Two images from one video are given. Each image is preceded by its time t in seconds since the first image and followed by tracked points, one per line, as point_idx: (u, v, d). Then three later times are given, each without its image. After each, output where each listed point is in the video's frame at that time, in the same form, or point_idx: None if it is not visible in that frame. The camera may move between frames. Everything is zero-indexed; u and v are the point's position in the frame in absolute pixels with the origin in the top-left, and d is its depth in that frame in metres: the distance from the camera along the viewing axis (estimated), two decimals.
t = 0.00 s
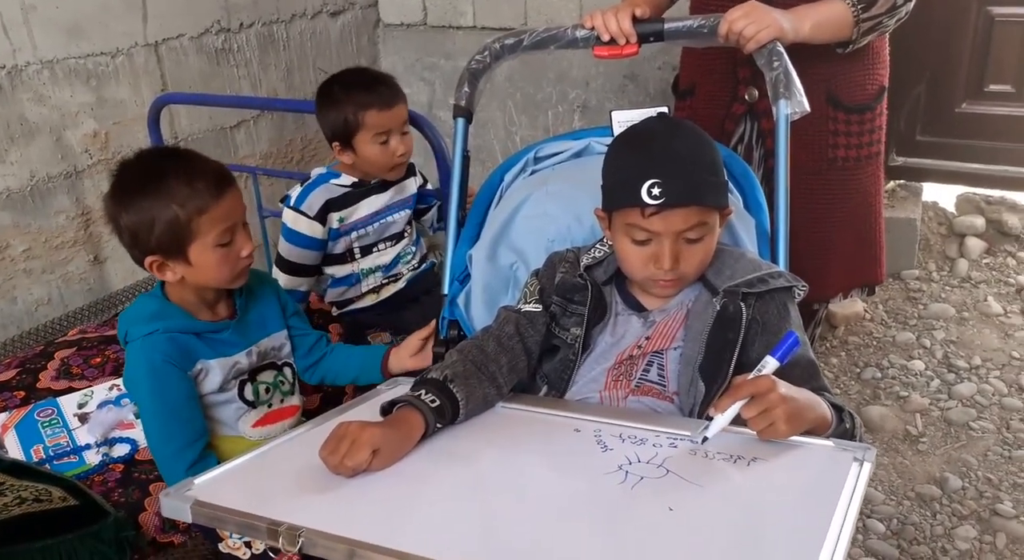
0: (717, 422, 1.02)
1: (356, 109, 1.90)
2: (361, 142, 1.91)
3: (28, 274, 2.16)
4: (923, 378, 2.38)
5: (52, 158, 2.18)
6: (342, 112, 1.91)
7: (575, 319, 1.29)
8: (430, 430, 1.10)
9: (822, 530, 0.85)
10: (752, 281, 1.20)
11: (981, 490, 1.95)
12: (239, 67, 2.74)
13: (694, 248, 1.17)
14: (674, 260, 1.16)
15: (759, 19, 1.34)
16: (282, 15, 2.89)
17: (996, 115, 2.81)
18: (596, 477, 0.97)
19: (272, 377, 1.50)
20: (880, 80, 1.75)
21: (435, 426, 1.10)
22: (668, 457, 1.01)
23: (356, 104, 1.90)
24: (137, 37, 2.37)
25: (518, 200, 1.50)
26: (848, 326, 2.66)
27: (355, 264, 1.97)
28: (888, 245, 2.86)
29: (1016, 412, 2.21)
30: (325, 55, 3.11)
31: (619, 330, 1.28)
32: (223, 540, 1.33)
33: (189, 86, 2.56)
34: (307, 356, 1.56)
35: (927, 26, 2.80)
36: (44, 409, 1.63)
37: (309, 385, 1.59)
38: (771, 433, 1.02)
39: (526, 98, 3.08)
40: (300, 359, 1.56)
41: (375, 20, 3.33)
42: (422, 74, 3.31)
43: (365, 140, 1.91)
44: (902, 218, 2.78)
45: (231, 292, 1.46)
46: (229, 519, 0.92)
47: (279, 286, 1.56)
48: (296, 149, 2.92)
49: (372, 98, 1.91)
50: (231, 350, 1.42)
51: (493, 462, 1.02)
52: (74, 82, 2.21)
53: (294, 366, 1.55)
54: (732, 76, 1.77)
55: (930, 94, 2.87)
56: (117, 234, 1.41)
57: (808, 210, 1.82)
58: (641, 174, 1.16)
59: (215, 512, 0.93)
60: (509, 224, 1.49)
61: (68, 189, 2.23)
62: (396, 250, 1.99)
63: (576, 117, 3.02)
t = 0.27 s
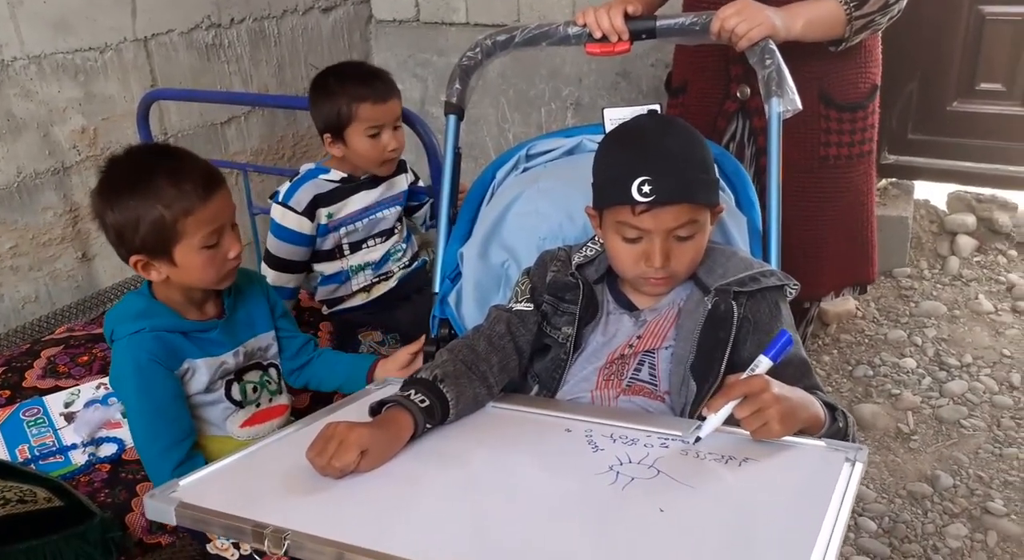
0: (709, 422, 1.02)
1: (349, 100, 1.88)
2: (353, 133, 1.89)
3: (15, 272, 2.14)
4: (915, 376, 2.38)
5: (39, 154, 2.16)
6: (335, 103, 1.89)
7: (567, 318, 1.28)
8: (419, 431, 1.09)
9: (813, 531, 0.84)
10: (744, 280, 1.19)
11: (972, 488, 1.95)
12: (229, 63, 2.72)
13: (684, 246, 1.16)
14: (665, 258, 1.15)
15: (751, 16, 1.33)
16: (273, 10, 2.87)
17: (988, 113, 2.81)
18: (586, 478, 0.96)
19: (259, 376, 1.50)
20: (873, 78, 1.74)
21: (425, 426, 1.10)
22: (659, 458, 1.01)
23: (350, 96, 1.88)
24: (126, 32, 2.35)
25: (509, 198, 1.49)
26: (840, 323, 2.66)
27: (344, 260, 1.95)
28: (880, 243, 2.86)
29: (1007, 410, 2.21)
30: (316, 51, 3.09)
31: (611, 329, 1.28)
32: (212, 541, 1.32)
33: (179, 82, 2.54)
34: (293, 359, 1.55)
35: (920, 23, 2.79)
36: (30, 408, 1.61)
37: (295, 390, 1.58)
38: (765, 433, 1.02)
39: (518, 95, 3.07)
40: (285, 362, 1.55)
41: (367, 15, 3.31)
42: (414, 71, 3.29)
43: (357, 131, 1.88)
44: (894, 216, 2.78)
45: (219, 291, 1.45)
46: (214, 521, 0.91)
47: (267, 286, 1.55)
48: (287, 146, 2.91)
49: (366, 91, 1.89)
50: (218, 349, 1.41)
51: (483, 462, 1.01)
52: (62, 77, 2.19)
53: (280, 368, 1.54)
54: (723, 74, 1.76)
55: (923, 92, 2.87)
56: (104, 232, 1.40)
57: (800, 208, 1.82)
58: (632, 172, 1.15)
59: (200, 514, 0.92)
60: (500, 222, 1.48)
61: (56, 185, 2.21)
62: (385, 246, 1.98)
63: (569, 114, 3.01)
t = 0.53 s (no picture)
0: (703, 421, 1.02)
1: (336, 92, 1.87)
2: (337, 126, 1.89)
3: (5, 269, 2.13)
4: (909, 373, 2.38)
5: (30, 151, 2.15)
6: (323, 94, 1.89)
7: (559, 316, 1.28)
8: (411, 429, 1.08)
9: (806, 529, 0.84)
10: (737, 278, 1.19)
11: (965, 486, 1.95)
12: (222, 59, 2.70)
13: (678, 244, 1.16)
14: (658, 256, 1.15)
15: (745, 13, 1.32)
16: (266, 6, 2.85)
17: (982, 111, 2.81)
18: (579, 476, 0.96)
19: (250, 374, 1.49)
20: (867, 75, 1.73)
21: (416, 425, 1.09)
22: (651, 456, 1.00)
23: (337, 88, 1.88)
24: (117, 28, 2.33)
25: (502, 195, 1.48)
26: (834, 321, 2.66)
27: (333, 257, 1.94)
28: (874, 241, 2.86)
29: (1000, 407, 2.21)
30: (309, 47, 3.07)
31: (604, 327, 1.27)
32: (202, 540, 1.31)
33: (171, 78, 2.52)
34: (285, 357, 1.55)
35: (914, 21, 2.79)
36: (20, 406, 1.59)
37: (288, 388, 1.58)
38: (758, 431, 1.01)
39: (512, 92, 3.06)
40: (278, 358, 1.55)
41: (360, 12, 3.30)
42: (408, 67, 3.28)
43: (341, 123, 1.88)
44: (888, 213, 2.78)
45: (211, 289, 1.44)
46: (204, 520, 0.90)
47: (260, 284, 1.54)
48: (280, 142, 2.89)
49: (356, 85, 1.88)
50: (209, 347, 1.40)
51: (476, 461, 1.01)
52: (53, 73, 2.18)
53: (272, 366, 1.54)
54: (717, 71, 1.76)
55: (917, 90, 2.87)
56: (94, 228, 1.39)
57: (793, 205, 1.82)
58: (625, 169, 1.15)
59: (190, 514, 0.91)
60: (493, 219, 1.47)
61: (47, 182, 2.20)
62: (375, 242, 1.97)
63: (563, 111, 3.00)
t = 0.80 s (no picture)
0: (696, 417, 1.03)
1: (330, 92, 1.88)
2: (330, 125, 1.90)
3: (4, 267, 2.14)
4: (902, 370, 2.40)
5: (29, 149, 2.15)
6: (318, 93, 1.89)
7: (554, 312, 1.29)
8: (407, 424, 1.09)
9: (797, 521, 0.85)
10: (729, 274, 1.20)
11: (957, 481, 1.97)
12: (219, 58, 2.71)
13: (671, 241, 1.17)
14: (652, 253, 1.16)
15: (739, 12, 1.34)
16: (263, 5, 2.86)
17: (976, 110, 2.83)
18: (573, 470, 0.97)
19: (248, 369, 1.50)
20: (860, 74, 1.74)
21: (413, 419, 1.10)
22: (644, 450, 1.02)
23: (332, 88, 1.88)
24: (115, 26, 2.34)
25: (498, 193, 1.49)
26: (828, 318, 2.68)
27: (328, 255, 1.96)
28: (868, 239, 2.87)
29: (992, 404, 2.23)
30: (306, 46, 3.08)
31: (598, 324, 1.28)
32: (201, 535, 1.32)
33: (168, 76, 2.53)
34: (281, 354, 1.57)
35: (908, 20, 2.81)
36: (20, 402, 1.60)
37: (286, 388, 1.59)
38: (750, 427, 1.03)
39: (509, 91, 3.08)
40: (274, 355, 1.56)
41: (357, 11, 3.31)
42: (405, 66, 3.29)
43: (333, 123, 1.89)
44: (882, 211, 2.80)
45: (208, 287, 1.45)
46: (203, 513, 0.92)
47: (256, 282, 1.56)
48: (277, 141, 2.91)
49: (352, 85, 1.89)
50: (207, 345, 1.42)
51: (471, 455, 1.02)
52: (51, 72, 2.18)
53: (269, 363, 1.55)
54: (712, 70, 1.77)
55: (911, 89, 2.89)
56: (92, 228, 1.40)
57: (786, 204, 1.84)
58: (620, 167, 1.16)
59: (190, 507, 0.92)
60: (488, 216, 1.49)
61: (45, 180, 2.21)
62: (371, 241, 1.98)
63: (559, 110, 3.02)
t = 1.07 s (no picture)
0: (692, 413, 1.02)
1: (335, 91, 1.87)
2: (330, 124, 1.89)
3: None
4: (901, 368, 2.39)
5: (24, 147, 2.15)
6: (317, 89, 1.88)
7: (552, 309, 1.28)
8: (403, 420, 1.09)
9: (794, 517, 0.85)
10: (726, 270, 1.19)
11: (956, 480, 1.96)
12: (216, 55, 2.70)
13: (670, 237, 1.16)
14: (650, 249, 1.15)
15: (737, 7, 1.32)
16: (260, 2, 2.85)
17: (975, 107, 2.82)
18: (570, 466, 0.97)
19: (242, 370, 1.49)
20: (859, 71, 1.73)
21: (408, 416, 1.09)
22: (641, 446, 1.01)
23: (335, 86, 1.87)
24: (110, 23, 2.33)
25: (495, 189, 1.48)
26: (827, 317, 2.67)
27: (326, 253, 1.95)
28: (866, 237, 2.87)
29: (991, 402, 2.22)
30: (304, 43, 3.07)
31: (595, 320, 1.28)
32: (196, 532, 1.32)
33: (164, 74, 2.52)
34: (277, 360, 1.55)
35: (906, 17, 2.80)
36: (15, 400, 1.61)
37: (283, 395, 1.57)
38: (746, 425, 1.02)
39: (507, 88, 3.07)
40: (269, 359, 1.55)
41: (354, 8, 3.30)
42: (402, 63, 3.28)
43: (333, 122, 1.88)
44: (881, 209, 2.79)
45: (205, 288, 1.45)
46: (197, 508, 0.91)
47: (255, 283, 1.55)
48: (274, 138, 2.90)
49: (351, 83, 1.88)
50: (201, 346, 1.41)
51: (467, 451, 1.01)
52: (46, 69, 2.18)
53: (264, 366, 1.54)
54: (709, 66, 1.76)
55: (910, 86, 2.88)
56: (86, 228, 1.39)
57: (785, 201, 1.83)
58: (617, 162, 1.15)
59: (184, 502, 0.92)
60: (485, 213, 1.48)
61: (41, 177, 2.20)
62: (369, 238, 1.98)
63: (558, 107, 3.01)
